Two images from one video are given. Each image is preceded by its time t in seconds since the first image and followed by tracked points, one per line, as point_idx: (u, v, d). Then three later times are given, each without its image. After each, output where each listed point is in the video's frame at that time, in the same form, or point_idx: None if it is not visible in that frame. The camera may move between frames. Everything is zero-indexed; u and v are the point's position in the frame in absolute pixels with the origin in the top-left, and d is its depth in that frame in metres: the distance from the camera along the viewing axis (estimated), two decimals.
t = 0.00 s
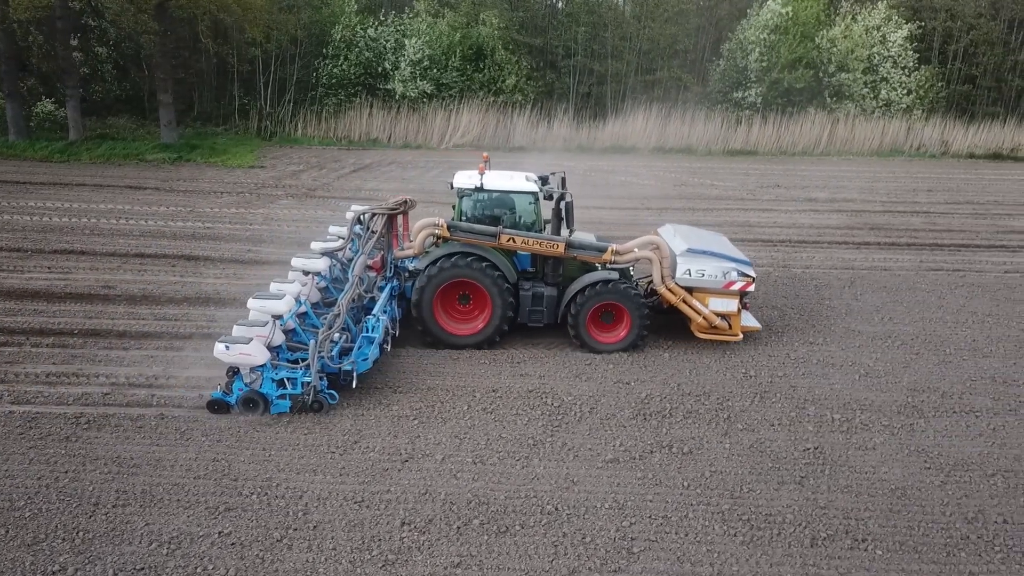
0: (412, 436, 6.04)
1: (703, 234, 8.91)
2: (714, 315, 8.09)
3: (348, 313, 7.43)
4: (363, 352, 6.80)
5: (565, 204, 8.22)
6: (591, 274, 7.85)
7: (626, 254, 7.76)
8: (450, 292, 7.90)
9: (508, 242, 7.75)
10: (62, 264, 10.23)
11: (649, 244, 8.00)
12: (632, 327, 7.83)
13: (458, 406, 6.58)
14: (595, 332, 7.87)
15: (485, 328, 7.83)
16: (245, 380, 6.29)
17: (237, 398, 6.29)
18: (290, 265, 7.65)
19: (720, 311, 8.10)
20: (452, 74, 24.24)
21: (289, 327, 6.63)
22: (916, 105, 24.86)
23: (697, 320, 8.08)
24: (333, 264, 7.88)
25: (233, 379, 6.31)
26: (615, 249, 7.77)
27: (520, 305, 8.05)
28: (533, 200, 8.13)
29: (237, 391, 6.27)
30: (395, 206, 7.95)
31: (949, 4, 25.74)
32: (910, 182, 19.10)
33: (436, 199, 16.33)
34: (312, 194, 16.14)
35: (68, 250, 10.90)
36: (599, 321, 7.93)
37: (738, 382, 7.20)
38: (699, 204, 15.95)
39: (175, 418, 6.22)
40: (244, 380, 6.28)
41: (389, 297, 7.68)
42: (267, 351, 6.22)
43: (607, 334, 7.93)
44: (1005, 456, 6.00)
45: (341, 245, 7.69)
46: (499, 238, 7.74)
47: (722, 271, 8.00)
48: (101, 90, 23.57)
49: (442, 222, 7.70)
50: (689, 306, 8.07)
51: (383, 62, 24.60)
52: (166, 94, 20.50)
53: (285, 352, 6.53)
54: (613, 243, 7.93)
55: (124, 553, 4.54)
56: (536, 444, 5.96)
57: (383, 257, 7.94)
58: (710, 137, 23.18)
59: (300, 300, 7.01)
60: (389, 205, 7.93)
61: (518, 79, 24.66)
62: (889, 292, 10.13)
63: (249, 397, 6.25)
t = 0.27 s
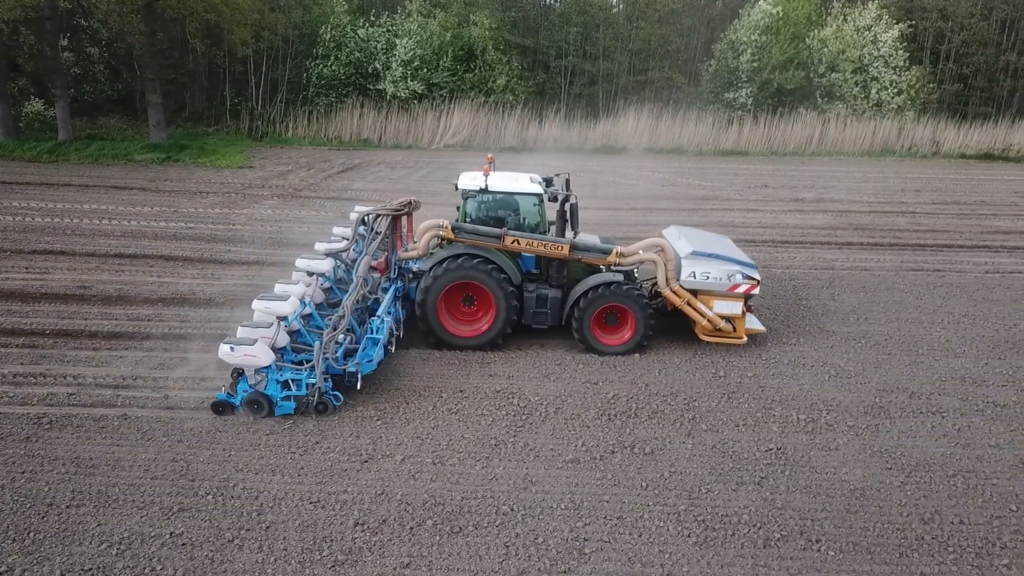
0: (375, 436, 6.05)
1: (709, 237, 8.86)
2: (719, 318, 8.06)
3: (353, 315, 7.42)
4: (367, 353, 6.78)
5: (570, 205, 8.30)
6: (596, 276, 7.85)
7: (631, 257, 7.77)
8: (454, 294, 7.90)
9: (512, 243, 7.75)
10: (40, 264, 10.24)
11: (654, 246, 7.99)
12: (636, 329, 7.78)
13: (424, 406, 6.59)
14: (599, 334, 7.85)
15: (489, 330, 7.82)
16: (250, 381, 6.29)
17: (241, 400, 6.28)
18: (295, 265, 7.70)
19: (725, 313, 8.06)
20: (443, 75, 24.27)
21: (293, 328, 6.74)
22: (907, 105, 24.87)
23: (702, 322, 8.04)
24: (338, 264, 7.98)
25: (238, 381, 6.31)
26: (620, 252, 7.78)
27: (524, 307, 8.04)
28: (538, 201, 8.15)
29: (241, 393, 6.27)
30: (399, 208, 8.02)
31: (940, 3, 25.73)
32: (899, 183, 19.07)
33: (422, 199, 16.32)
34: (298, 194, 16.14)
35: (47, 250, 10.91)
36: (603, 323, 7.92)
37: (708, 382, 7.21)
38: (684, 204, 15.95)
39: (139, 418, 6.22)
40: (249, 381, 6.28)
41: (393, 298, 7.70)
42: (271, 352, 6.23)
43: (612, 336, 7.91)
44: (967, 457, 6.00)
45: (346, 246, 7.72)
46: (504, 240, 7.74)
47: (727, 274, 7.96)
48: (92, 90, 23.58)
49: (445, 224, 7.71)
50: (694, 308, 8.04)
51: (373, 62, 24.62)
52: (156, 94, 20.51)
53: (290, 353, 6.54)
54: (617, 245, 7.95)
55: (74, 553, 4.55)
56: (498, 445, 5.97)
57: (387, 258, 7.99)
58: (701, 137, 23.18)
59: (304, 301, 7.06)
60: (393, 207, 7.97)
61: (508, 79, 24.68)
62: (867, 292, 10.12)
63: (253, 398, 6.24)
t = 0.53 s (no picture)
0: (344, 436, 6.05)
1: (714, 237, 8.86)
2: (724, 318, 8.05)
3: (358, 315, 7.43)
4: (373, 355, 6.81)
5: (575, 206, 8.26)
6: (601, 276, 7.85)
7: (636, 256, 7.75)
8: (459, 294, 7.90)
9: (517, 244, 7.74)
10: (21, 264, 10.23)
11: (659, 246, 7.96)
12: (641, 330, 7.80)
13: (397, 406, 6.59)
14: (605, 336, 7.86)
15: (495, 330, 7.81)
16: (255, 382, 6.27)
17: (247, 400, 6.27)
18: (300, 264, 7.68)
19: (731, 313, 8.06)
20: (435, 74, 24.27)
21: (298, 329, 6.67)
22: (900, 104, 24.88)
23: (707, 323, 8.02)
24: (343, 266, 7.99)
25: (243, 382, 6.29)
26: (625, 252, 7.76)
27: (529, 308, 8.04)
28: (542, 202, 8.12)
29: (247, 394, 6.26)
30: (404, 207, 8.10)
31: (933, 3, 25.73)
32: (889, 183, 19.06)
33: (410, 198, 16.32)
34: (286, 194, 16.13)
35: (29, 250, 10.90)
36: (608, 323, 7.94)
37: (682, 382, 7.20)
38: (673, 204, 15.94)
39: (109, 417, 6.22)
40: (255, 382, 6.26)
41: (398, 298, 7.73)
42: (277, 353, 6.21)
43: (616, 336, 7.90)
44: (935, 457, 6.00)
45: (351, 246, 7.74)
46: (508, 240, 7.72)
47: (732, 274, 7.95)
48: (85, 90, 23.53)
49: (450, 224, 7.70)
50: (699, 308, 8.02)
51: (366, 62, 24.62)
52: (147, 94, 20.50)
53: (295, 354, 6.49)
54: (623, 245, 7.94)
55: (31, 553, 4.54)
56: (466, 445, 5.97)
57: (392, 258, 8.00)
58: (693, 137, 23.17)
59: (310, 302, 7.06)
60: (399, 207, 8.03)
61: (501, 79, 24.69)
62: (849, 292, 10.12)
63: (258, 399, 6.23)
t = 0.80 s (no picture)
0: (309, 437, 6.05)
1: (715, 238, 8.87)
2: (726, 319, 8.04)
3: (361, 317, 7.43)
4: (376, 356, 6.78)
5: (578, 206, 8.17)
6: (604, 277, 7.84)
7: (639, 256, 7.76)
8: (462, 296, 7.90)
9: (519, 245, 7.73)
10: None
11: (662, 247, 7.96)
12: (643, 331, 7.78)
13: (366, 408, 6.59)
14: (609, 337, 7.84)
15: (496, 331, 7.81)
16: (258, 385, 6.29)
17: (250, 403, 6.29)
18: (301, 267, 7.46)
19: (733, 314, 8.05)
20: (425, 74, 24.25)
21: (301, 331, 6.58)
22: (890, 105, 24.91)
23: (709, 323, 8.01)
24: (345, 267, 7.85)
25: (247, 385, 6.31)
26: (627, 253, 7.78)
27: (531, 309, 8.02)
28: (545, 203, 8.10)
29: (250, 396, 6.28)
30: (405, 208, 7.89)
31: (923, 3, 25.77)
32: (876, 182, 19.08)
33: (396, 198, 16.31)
34: (272, 194, 16.11)
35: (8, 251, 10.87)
36: (610, 324, 7.90)
37: (654, 382, 7.21)
38: (659, 204, 15.95)
39: (76, 418, 6.21)
40: (257, 385, 6.28)
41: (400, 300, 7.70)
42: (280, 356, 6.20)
43: (619, 337, 7.88)
44: (901, 457, 6.01)
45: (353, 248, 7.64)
46: (511, 242, 7.71)
47: (734, 275, 7.96)
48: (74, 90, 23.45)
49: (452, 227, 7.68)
50: (701, 309, 8.01)
51: (356, 62, 24.60)
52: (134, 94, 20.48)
53: (298, 356, 6.43)
54: (625, 245, 7.93)
55: None
56: (431, 445, 5.98)
57: (394, 260, 7.88)
58: (683, 137, 23.18)
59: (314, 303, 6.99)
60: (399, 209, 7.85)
61: (491, 78, 24.68)
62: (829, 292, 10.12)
63: (261, 402, 6.25)
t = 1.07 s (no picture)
0: (264, 436, 6.02)
1: (713, 237, 8.89)
2: (724, 317, 8.09)
3: (358, 317, 7.37)
4: (374, 356, 6.72)
5: (575, 205, 8.16)
6: (601, 276, 7.83)
7: (636, 255, 7.81)
8: (459, 295, 7.83)
9: (517, 244, 7.70)
10: None
11: (659, 245, 8.00)
12: (642, 329, 7.80)
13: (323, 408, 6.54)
14: (607, 337, 7.84)
15: (494, 331, 7.75)
16: (256, 386, 6.24)
17: (248, 404, 6.24)
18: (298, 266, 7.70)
19: (730, 312, 8.09)
20: (406, 74, 24.18)
21: (299, 330, 6.63)
22: (870, 104, 25.03)
23: (707, 321, 8.06)
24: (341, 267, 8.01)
25: (244, 386, 6.27)
26: (625, 252, 7.80)
27: (528, 308, 7.97)
28: (542, 202, 8.05)
29: (248, 397, 6.23)
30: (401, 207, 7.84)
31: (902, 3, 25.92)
32: (854, 181, 19.14)
33: (373, 197, 16.24)
34: (248, 193, 16.03)
35: None
36: (608, 323, 7.91)
37: (616, 380, 7.21)
38: (635, 203, 15.97)
39: (29, 419, 6.16)
40: (255, 386, 6.23)
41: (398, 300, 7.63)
42: (278, 356, 6.19)
43: (618, 336, 7.88)
44: (857, 454, 6.02)
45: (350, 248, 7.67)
46: (508, 240, 7.69)
47: (732, 273, 7.98)
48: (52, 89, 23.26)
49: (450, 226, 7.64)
50: (699, 307, 8.06)
51: (336, 61, 24.51)
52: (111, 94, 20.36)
53: (296, 356, 6.48)
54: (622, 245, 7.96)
55: None
56: (387, 445, 5.95)
57: (390, 259, 7.84)
58: (664, 137, 23.22)
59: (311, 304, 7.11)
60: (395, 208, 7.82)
61: (472, 78, 24.64)
62: (798, 289, 10.16)
63: (260, 403, 6.19)
